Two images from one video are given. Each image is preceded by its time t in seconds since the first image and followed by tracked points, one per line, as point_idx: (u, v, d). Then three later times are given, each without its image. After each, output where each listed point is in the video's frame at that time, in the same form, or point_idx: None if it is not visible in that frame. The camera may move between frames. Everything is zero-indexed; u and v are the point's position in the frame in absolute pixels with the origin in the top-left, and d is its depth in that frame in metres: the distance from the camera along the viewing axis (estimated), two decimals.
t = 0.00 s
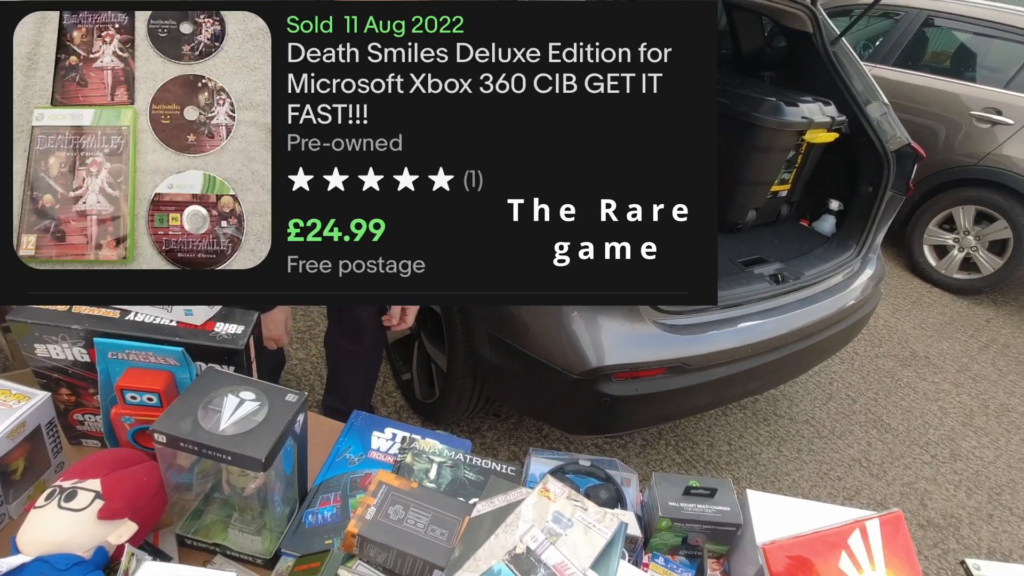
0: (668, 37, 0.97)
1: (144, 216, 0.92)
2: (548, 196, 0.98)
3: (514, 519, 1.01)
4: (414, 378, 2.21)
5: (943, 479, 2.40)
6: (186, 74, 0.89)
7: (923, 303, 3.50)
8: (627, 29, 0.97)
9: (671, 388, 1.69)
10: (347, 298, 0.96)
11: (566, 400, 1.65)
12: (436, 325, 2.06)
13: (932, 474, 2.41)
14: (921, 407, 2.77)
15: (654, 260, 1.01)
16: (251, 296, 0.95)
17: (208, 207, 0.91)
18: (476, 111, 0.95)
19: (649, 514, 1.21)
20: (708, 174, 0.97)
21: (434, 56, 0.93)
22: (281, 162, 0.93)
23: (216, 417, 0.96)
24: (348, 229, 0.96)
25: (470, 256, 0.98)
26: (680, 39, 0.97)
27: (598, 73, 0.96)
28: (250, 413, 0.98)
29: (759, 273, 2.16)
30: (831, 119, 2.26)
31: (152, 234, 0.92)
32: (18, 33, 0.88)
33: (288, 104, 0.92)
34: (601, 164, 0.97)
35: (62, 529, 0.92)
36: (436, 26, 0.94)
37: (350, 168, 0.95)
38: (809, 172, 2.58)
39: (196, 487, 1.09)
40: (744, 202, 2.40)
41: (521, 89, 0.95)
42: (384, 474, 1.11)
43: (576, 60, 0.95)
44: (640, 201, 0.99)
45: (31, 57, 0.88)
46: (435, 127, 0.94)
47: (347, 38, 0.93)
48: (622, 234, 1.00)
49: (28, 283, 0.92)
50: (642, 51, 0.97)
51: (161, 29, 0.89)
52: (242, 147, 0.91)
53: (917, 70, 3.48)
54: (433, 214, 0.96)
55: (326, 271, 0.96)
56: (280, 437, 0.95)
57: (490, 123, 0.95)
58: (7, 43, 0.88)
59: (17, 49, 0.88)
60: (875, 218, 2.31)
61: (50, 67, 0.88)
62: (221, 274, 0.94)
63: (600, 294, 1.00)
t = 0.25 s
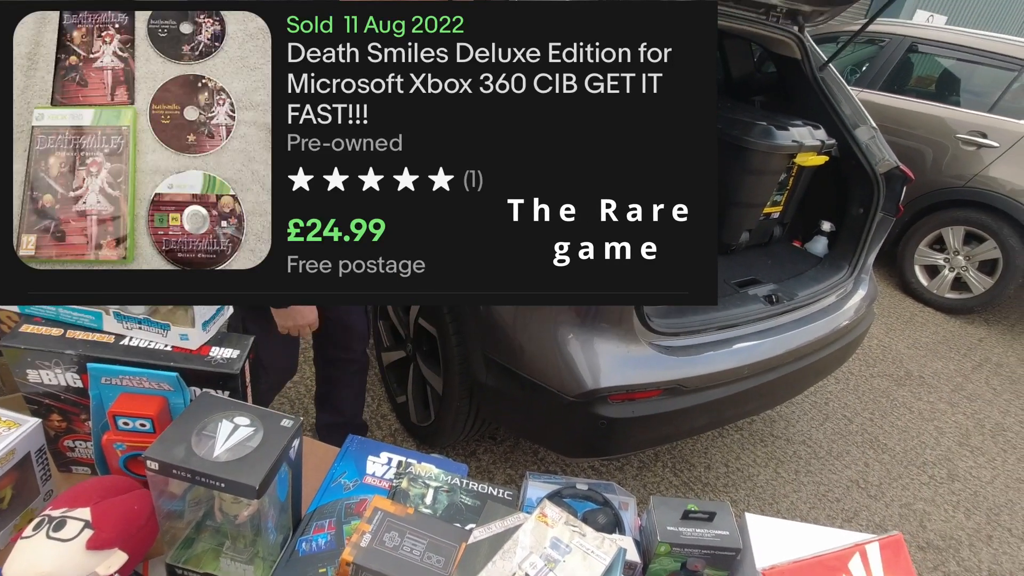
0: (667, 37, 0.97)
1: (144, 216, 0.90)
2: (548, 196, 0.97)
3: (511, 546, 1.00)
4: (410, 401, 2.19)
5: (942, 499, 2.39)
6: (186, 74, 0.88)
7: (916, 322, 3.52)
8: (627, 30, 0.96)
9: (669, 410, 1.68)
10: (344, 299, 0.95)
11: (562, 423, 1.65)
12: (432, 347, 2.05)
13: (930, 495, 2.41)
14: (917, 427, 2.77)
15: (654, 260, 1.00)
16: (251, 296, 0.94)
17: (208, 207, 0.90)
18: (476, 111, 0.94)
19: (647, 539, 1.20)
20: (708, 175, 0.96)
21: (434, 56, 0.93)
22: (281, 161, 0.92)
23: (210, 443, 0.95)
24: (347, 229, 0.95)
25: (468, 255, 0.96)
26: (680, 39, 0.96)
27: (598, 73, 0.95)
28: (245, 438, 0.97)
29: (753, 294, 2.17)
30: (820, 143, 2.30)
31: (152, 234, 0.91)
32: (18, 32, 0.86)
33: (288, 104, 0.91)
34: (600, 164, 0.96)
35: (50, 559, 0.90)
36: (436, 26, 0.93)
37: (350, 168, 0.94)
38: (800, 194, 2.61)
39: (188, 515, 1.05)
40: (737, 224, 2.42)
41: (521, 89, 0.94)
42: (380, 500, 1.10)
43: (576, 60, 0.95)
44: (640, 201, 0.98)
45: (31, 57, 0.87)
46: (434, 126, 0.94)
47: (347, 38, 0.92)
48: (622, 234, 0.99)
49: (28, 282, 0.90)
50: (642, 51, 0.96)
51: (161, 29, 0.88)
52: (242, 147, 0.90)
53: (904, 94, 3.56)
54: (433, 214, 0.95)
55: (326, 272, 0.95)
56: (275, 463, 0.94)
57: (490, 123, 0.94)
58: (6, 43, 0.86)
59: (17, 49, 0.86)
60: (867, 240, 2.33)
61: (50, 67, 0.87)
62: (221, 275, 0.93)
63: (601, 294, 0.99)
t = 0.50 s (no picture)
0: (668, 36, 0.94)
1: (144, 216, 0.88)
2: (548, 196, 0.95)
3: (506, 567, 0.99)
4: (405, 418, 2.18)
5: (941, 517, 2.38)
6: (186, 74, 0.86)
7: (912, 338, 3.53)
8: (627, 29, 0.94)
9: (666, 428, 1.67)
10: (346, 300, 0.93)
11: (559, 441, 1.63)
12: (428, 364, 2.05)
13: (929, 512, 2.39)
14: (915, 444, 2.76)
15: (654, 260, 0.98)
16: (249, 297, 0.92)
17: (208, 207, 0.88)
18: (475, 111, 0.92)
19: (644, 560, 1.19)
20: (709, 174, 0.94)
21: (434, 56, 0.91)
22: (281, 161, 0.90)
23: (201, 464, 0.94)
24: (347, 229, 0.93)
25: (467, 255, 0.94)
26: (681, 38, 0.94)
27: (598, 73, 0.93)
28: (237, 458, 0.96)
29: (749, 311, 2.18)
30: (814, 161, 2.32)
31: (152, 234, 0.89)
32: (18, 32, 0.85)
33: (288, 104, 0.89)
34: (600, 164, 0.94)
35: None
36: (436, 26, 0.91)
37: (351, 168, 0.92)
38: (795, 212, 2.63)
39: (178, 536, 1.04)
40: (732, 242, 2.44)
41: (521, 89, 0.92)
42: (374, 520, 1.08)
43: (576, 60, 0.93)
44: (640, 202, 0.96)
45: (31, 57, 0.85)
46: (434, 126, 0.92)
47: (347, 38, 0.90)
48: (623, 234, 0.97)
49: (28, 283, 0.89)
50: (642, 51, 0.94)
51: (161, 29, 0.86)
52: (242, 147, 0.88)
53: (895, 112, 3.61)
54: (432, 214, 0.93)
55: (326, 272, 0.93)
56: (266, 483, 0.93)
57: (490, 122, 0.92)
58: (6, 43, 0.85)
59: (17, 49, 0.85)
60: (862, 256, 2.33)
61: (50, 67, 0.85)
62: (221, 275, 0.91)
63: (601, 295, 0.97)
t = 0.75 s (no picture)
0: (668, 36, 0.95)
1: (144, 216, 0.88)
2: (548, 196, 0.95)
3: None
4: (404, 429, 2.17)
5: (944, 532, 2.36)
6: (186, 74, 0.86)
7: (912, 351, 3.52)
8: (628, 29, 0.95)
9: (666, 440, 1.66)
10: (346, 299, 0.94)
11: (559, 452, 1.63)
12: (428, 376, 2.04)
13: (932, 527, 2.38)
14: (916, 457, 2.75)
15: (654, 260, 0.99)
16: (249, 296, 0.92)
17: (208, 207, 0.88)
18: (475, 111, 0.92)
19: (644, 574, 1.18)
20: (709, 175, 0.94)
21: (434, 56, 0.91)
22: (281, 161, 0.90)
23: (200, 476, 0.94)
24: (347, 229, 0.93)
25: (468, 255, 0.95)
26: (681, 38, 0.95)
27: (598, 73, 0.93)
28: (236, 470, 0.96)
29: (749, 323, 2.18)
30: (813, 174, 2.33)
31: (152, 234, 0.89)
32: (18, 32, 0.85)
33: (288, 104, 0.89)
34: (601, 164, 0.94)
35: None
36: (436, 26, 0.91)
37: (351, 167, 0.93)
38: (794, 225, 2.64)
39: (175, 550, 1.02)
40: (732, 254, 2.44)
41: (521, 89, 0.92)
42: (372, 534, 1.08)
43: (576, 60, 0.93)
44: (640, 202, 0.97)
45: (31, 57, 0.85)
46: (434, 126, 0.92)
47: (347, 38, 0.90)
48: (623, 234, 0.97)
49: (27, 283, 0.89)
50: (642, 51, 0.95)
51: (161, 29, 0.86)
52: (242, 147, 0.88)
53: (894, 126, 3.63)
54: (432, 214, 0.93)
55: (326, 272, 0.93)
56: (265, 496, 0.92)
57: (490, 122, 0.92)
58: (6, 43, 0.85)
59: (17, 49, 0.85)
60: (861, 269, 2.33)
61: (50, 67, 0.85)
62: (221, 275, 0.91)
63: (602, 295, 0.98)
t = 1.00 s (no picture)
0: (668, 37, 0.95)
1: (144, 216, 0.89)
2: (548, 196, 0.95)
3: None
4: (407, 438, 2.17)
5: (949, 544, 2.35)
6: (186, 74, 0.87)
7: (915, 362, 3.51)
8: (628, 29, 0.95)
9: (670, 450, 1.66)
10: (346, 299, 0.94)
11: (561, 461, 1.62)
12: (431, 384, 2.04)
13: (937, 539, 2.36)
14: (920, 469, 2.74)
15: (654, 260, 0.99)
16: (250, 296, 0.92)
17: (208, 207, 0.89)
18: (476, 111, 0.92)
19: None
20: (709, 174, 0.95)
21: (434, 56, 0.91)
22: (281, 161, 0.90)
23: (205, 482, 0.94)
24: (347, 229, 0.94)
25: (468, 255, 0.95)
26: (681, 39, 0.95)
27: (598, 73, 0.94)
28: (241, 477, 0.96)
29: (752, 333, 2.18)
30: (816, 184, 2.34)
31: (152, 234, 0.90)
32: (18, 32, 0.86)
33: (288, 104, 0.90)
34: (600, 164, 0.95)
35: None
36: (436, 26, 0.92)
37: (350, 168, 0.93)
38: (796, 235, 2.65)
39: (179, 556, 0.99)
40: (735, 263, 2.45)
41: (521, 89, 0.93)
42: (376, 542, 1.08)
43: (576, 60, 0.94)
44: (640, 202, 0.97)
45: (31, 57, 0.86)
46: (434, 126, 0.92)
47: (347, 38, 0.91)
48: (622, 234, 0.98)
49: (27, 283, 0.90)
50: (642, 51, 0.95)
51: (161, 28, 0.86)
52: (242, 147, 0.89)
53: (895, 137, 3.66)
54: (432, 214, 0.94)
55: (326, 272, 0.93)
56: (269, 503, 0.92)
57: (490, 122, 0.93)
58: (7, 43, 0.85)
59: (17, 49, 0.86)
60: (863, 281, 2.33)
61: (50, 67, 0.86)
62: (221, 275, 0.91)
63: (601, 294, 0.98)
